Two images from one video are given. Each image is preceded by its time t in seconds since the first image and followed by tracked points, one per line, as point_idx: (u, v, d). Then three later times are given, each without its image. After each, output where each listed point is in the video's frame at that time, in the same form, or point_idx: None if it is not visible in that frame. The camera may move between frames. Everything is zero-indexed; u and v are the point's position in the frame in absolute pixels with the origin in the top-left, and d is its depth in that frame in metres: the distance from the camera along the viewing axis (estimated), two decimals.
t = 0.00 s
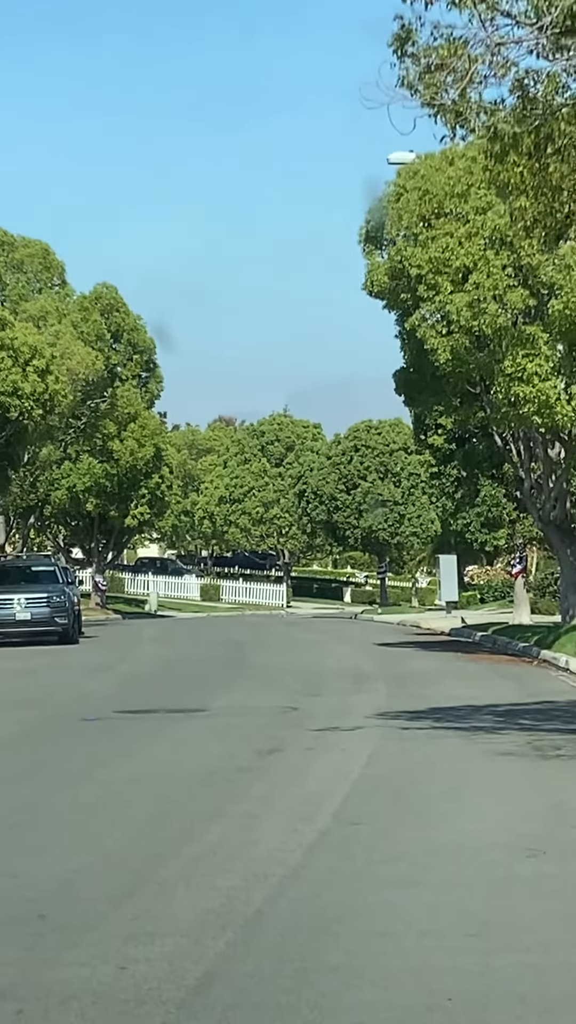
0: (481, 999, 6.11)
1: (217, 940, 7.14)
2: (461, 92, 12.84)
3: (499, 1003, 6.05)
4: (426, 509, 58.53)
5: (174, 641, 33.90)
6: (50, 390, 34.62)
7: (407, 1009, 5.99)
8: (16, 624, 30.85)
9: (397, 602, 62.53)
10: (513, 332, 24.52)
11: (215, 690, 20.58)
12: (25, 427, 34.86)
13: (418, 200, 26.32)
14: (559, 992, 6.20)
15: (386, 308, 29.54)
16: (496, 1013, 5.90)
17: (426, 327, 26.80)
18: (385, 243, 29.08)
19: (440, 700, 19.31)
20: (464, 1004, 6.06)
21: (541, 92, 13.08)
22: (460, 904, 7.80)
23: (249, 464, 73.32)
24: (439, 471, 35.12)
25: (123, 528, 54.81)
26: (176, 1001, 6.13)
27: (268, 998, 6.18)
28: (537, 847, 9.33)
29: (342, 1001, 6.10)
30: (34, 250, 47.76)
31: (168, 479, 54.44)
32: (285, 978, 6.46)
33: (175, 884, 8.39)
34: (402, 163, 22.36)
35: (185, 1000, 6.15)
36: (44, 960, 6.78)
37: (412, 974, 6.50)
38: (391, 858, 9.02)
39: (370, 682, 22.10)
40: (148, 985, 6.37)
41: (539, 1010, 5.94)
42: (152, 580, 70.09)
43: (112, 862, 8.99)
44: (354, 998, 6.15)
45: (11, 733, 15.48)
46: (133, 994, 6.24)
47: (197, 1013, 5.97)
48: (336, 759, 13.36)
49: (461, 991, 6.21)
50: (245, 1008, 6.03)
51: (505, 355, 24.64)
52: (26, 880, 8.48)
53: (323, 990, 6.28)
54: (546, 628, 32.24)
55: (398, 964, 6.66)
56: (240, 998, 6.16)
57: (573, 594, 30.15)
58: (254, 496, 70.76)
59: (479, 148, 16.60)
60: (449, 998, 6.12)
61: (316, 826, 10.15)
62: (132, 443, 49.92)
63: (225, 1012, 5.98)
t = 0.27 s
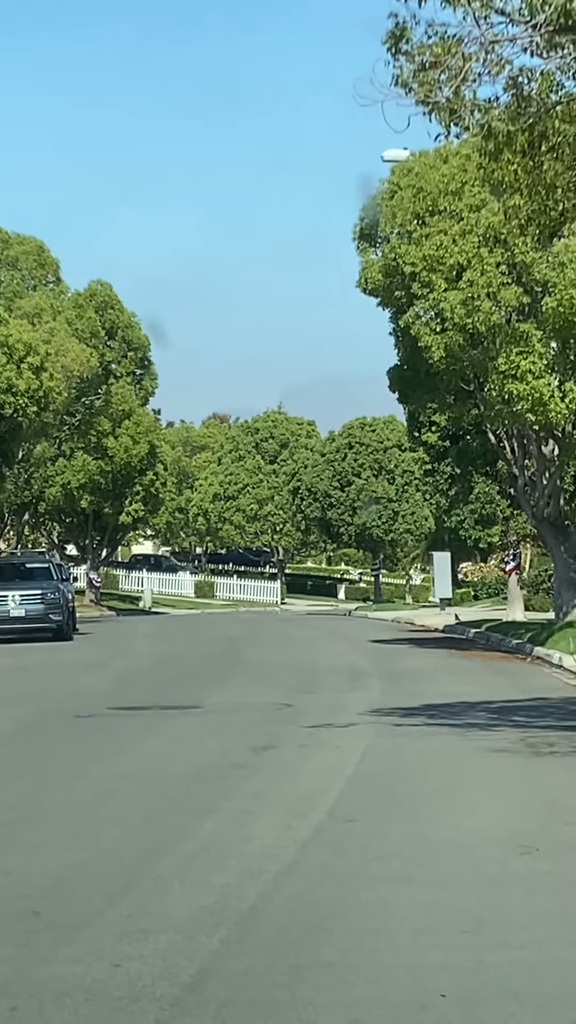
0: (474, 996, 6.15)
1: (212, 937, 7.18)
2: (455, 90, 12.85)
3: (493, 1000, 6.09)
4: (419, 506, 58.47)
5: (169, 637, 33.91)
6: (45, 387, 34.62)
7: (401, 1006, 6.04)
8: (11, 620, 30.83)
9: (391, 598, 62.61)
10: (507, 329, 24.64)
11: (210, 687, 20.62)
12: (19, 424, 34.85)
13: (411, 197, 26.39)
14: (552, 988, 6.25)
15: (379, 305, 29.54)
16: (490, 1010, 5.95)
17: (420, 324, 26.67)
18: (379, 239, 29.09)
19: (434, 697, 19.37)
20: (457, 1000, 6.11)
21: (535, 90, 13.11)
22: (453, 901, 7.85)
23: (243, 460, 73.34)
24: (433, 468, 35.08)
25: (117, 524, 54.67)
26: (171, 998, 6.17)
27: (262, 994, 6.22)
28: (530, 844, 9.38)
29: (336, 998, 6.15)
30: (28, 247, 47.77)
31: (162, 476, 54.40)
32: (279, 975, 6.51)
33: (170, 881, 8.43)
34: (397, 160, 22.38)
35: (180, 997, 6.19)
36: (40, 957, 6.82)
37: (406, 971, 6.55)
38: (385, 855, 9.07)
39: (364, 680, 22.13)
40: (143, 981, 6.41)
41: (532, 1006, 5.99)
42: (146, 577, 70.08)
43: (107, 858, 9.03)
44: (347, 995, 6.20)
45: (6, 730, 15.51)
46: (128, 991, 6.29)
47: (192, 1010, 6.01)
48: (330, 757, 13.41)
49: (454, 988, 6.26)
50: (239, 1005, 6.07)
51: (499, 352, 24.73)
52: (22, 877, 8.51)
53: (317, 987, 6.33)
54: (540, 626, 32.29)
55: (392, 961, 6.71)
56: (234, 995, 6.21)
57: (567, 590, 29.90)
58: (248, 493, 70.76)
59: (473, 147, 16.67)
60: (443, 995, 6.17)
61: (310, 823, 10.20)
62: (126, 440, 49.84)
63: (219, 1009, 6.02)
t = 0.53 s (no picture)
0: (470, 992, 6.16)
1: (207, 934, 7.18)
2: (451, 86, 12.80)
3: (489, 997, 6.09)
4: (415, 503, 58.56)
5: (164, 634, 33.86)
6: (41, 383, 34.58)
7: (396, 1002, 6.05)
8: (6, 616, 30.83)
9: (387, 595, 62.68)
10: (503, 325, 24.70)
11: (206, 684, 20.62)
12: (15, 420, 34.84)
13: (407, 194, 26.38)
14: (547, 985, 6.25)
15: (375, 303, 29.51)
16: (485, 1006, 5.96)
17: (416, 321, 26.61)
18: (375, 236, 29.05)
19: (430, 694, 19.37)
20: (452, 996, 6.11)
21: (532, 87, 13.09)
22: (449, 898, 7.85)
23: (239, 457, 73.31)
24: (428, 465, 35.05)
25: (113, 520, 54.52)
26: (166, 995, 6.17)
27: (257, 991, 6.22)
28: (525, 841, 9.39)
29: (331, 995, 6.15)
30: (24, 243, 47.69)
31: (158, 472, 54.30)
32: (274, 971, 6.51)
33: (166, 878, 8.43)
34: (394, 156, 22.34)
35: (175, 993, 6.19)
36: (35, 954, 6.81)
37: (401, 968, 6.55)
38: (380, 851, 9.08)
39: (361, 676, 22.14)
40: (138, 978, 6.41)
41: (528, 1003, 5.99)
42: (142, 573, 70.03)
43: (102, 855, 9.03)
44: (342, 992, 6.20)
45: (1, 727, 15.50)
46: (123, 988, 6.28)
47: (187, 1006, 6.01)
48: (325, 753, 13.41)
49: (449, 985, 6.27)
50: (235, 1001, 6.07)
51: (496, 348, 24.76)
52: (17, 874, 8.51)
53: (313, 983, 6.33)
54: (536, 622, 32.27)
55: (387, 957, 6.71)
56: (230, 991, 6.21)
57: (562, 587, 30.16)
58: (244, 490, 70.74)
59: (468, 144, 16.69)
60: (438, 991, 6.18)
61: (305, 820, 10.20)
62: (122, 437, 49.81)
63: (215, 1005, 6.02)
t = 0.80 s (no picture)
0: (466, 988, 6.16)
1: (204, 930, 7.17)
2: (448, 82, 12.79)
3: (485, 992, 6.09)
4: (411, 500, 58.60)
5: (160, 631, 33.85)
6: (37, 380, 34.58)
7: (392, 997, 6.04)
8: (2, 613, 30.82)
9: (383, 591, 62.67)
10: (499, 322, 24.77)
11: (201, 681, 20.61)
12: (11, 417, 34.84)
13: (404, 190, 26.30)
14: (543, 980, 6.25)
15: (371, 300, 29.48)
16: (482, 1001, 5.97)
17: (412, 318, 26.56)
18: (371, 232, 29.01)
19: (426, 690, 19.35)
20: (448, 993, 6.10)
21: (528, 84, 13.09)
22: (446, 894, 7.85)
23: (235, 453, 73.27)
24: (425, 462, 35.03)
25: (109, 517, 54.60)
26: (162, 991, 6.16)
27: (254, 987, 6.21)
28: (521, 837, 9.40)
29: (327, 991, 6.14)
30: (20, 239, 47.64)
31: (154, 469, 54.31)
32: (271, 967, 6.51)
33: (162, 874, 8.42)
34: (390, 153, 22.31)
35: (172, 989, 6.18)
36: (31, 949, 6.81)
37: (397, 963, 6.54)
38: (377, 847, 9.07)
39: (357, 673, 22.13)
40: (135, 974, 6.41)
41: (524, 999, 5.98)
42: (138, 570, 70.01)
43: (98, 851, 9.02)
44: (338, 987, 6.19)
45: None
46: (119, 983, 6.27)
47: (182, 1002, 6.01)
48: (321, 749, 13.41)
49: (445, 980, 6.26)
50: (231, 997, 6.06)
51: (492, 344, 24.84)
52: (13, 870, 8.50)
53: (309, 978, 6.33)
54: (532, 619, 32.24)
55: (384, 953, 6.71)
56: (226, 987, 6.20)
57: (559, 584, 30.17)
58: (240, 486, 70.69)
59: (464, 141, 16.67)
60: (434, 987, 6.17)
61: (302, 816, 10.20)
62: (118, 434, 49.62)
63: (210, 1001, 6.01)
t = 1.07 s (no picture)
0: (462, 985, 6.18)
1: (200, 926, 7.20)
2: (444, 79, 12.81)
3: (481, 988, 6.12)
4: (407, 496, 58.68)
5: (156, 627, 33.89)
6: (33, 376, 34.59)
7: (386, 994, 6.07)
8: None
9: (379, 587, 62.79)
10: (495, 318, 24.80)
11: (197, 676, 20.65)
12: (7, 413, 34.88)
13: (399, 187, 26.34)
14: (538, 977, 6.28)
15: (367, 296, 29.54)
16: (478, 998, 5.98)
17: (408, 314, 26.59)
18: (367, 229, 29.02)
19: (422, 686, 19.39)
20: (444, 989, 6.13)
21: (524, 80, 13.11)
22: (441, 890, 7.88)
23: (231, 449, 73.33)
24: (421, 458, 35.14)
25: (105, 513, 54.67)
26: (159, 987, 6.19)
27: (250, 983, 6.24)
28: (517, 833, 9.43)
29: (321, 988, 6.17)
30: (16, 236, 47.63)
31: (150, 465, 54.34)
32: (267, 963, 6.54)
33: (159, 870, 8.45)
34: (385, 149, 22.33)
35: (167, 985, 6.21)
36: (27, 946, 6.83)
37: (393, 960, 6.57)
38: (373, 844, 9.09)
39: (353, 669, 22.17)
40: (131, 970, 6.43)
41: (519, 995, 6.01)
42: (134, 566, 70.09)
43: (95, 848, 9.05)
44: (333, 983, 6.23)
45: None
46: (116, 979, 6.30)
47: (179, 998, 6.03)
48: (317, 746, 13.45)
49: (442, 976, 6.29)
50: (228, 994, 6.09)
51: (487, 341, 24.88)
52: (8, 866, 8.53)
53: (306, 974, 6.36)
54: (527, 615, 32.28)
55: (379, 949, 6.74)
56: (222, 984, 6.22)
57: (554, 581, 30.16)
58: (236, 482, 70.74)
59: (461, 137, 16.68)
60: (430, 983, 6.20)
61: (297, 812, 10.22)
62: (114, 430, 49.65)
63: (207, 997, 6.04)
